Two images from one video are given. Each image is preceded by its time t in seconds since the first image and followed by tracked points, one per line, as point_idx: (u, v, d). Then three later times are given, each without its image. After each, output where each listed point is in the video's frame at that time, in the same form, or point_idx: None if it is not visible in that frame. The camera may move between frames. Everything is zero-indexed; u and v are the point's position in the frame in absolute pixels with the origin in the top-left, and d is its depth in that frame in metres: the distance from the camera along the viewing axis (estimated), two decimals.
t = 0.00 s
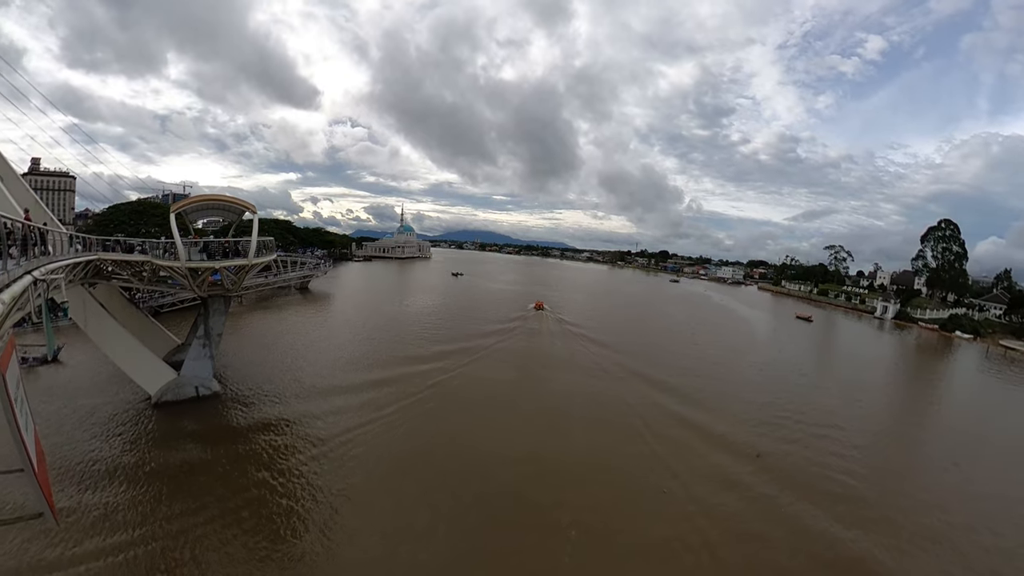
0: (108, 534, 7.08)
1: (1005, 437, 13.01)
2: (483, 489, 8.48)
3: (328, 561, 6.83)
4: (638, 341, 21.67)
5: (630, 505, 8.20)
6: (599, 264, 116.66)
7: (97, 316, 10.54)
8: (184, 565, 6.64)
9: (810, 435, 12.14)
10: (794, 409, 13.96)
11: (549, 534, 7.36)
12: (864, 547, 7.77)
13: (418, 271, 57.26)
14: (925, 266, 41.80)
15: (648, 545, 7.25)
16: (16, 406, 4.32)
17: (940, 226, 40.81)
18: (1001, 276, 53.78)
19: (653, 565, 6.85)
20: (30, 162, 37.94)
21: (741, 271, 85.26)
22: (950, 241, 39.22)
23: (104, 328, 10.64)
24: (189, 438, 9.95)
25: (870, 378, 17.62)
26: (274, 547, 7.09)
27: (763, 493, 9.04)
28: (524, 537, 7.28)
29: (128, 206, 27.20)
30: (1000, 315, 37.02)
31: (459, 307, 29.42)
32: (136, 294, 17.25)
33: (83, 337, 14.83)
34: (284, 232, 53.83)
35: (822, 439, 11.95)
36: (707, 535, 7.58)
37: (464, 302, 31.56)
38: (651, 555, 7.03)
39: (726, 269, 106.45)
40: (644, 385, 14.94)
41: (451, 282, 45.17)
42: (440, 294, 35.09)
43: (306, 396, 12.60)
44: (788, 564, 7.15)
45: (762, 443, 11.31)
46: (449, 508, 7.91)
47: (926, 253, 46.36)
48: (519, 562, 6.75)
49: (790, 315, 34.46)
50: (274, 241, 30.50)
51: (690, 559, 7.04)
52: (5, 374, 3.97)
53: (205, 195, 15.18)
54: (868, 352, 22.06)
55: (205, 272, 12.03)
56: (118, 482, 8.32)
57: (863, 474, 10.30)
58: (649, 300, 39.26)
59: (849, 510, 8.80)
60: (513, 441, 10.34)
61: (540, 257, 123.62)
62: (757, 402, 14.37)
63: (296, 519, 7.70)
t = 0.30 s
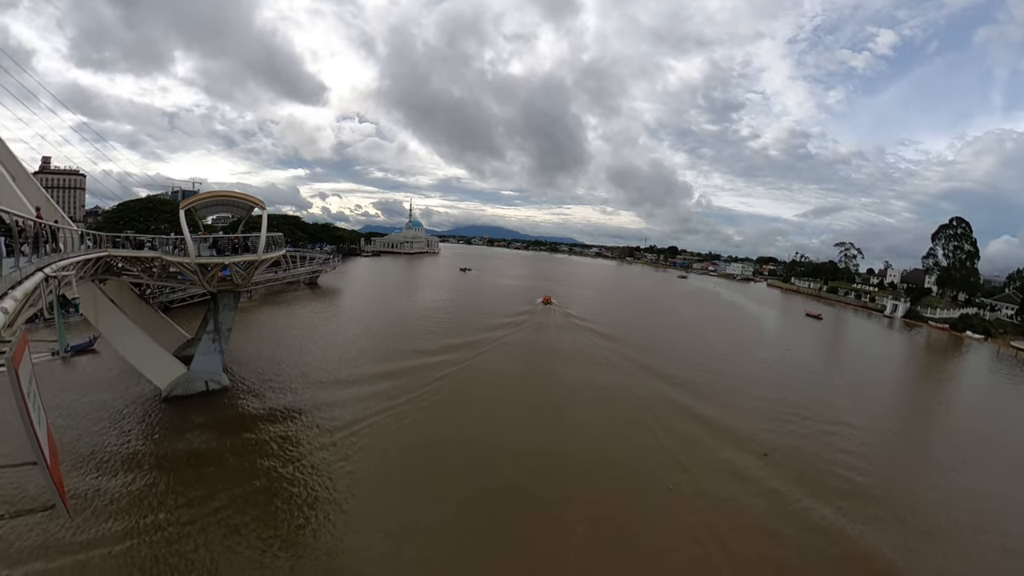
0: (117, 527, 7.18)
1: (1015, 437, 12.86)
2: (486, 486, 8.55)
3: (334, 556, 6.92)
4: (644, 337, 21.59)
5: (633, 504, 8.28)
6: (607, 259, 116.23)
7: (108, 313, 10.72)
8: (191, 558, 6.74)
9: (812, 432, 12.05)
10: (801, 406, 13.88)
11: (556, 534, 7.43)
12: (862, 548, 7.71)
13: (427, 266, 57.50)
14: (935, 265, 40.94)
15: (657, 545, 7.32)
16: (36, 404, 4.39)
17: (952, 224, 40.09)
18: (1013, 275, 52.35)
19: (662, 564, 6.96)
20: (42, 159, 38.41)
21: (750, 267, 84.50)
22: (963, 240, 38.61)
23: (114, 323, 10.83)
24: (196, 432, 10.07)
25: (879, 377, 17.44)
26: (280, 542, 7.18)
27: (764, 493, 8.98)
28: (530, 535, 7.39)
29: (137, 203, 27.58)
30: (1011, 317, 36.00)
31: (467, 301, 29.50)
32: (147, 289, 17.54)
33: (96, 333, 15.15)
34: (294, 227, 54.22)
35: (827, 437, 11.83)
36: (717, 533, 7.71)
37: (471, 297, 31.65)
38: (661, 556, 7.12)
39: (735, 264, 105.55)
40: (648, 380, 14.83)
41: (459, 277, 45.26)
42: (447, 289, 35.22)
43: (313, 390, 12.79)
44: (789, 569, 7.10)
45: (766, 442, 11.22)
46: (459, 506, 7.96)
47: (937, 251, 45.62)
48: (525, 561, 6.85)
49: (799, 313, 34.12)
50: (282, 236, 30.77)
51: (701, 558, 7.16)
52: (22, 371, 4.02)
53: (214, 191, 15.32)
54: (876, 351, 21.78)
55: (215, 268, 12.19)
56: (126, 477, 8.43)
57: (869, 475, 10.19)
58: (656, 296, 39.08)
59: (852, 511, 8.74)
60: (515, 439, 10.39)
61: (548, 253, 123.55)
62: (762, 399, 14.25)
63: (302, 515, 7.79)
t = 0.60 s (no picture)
0: (127, 520, 7.27)
1: None
2: (489, 480, 8.56)
3: (341, 550, 6.95)
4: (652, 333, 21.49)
5: (638, 499, 8.28)
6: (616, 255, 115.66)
7: (119, 308, 10.92)
8: (200, 551, 6.81)
9: (818, 430, 11.95)
10: (809, 403, 13.82)
11: (561, 528, 7.45)
12: (866, 547, 7.65)
13: (434, 261, 57.69)
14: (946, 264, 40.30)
15: (662, 542, 7.31)
16: (49, 399, 4.39)
17: (964, 222, 39.36)
18: None
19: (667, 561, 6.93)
20: (54, 157, 39.05)
21: (760, 264, 83.64)
22: (975, 238, 37.79)
23: (125, 319, 11.03)
24: (206, 427, 10.19)
25: (888, 375, 17.29)
26: (287, 535, 7.23)
27: (768, 490, 8.94)
28: (536, 528, 7.42)
29: (148, 200, 27.98)
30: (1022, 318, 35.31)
31: (475, 296, 29.60)
32: (157, 285, 17.83)
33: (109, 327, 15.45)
34: (303, 223, 54.71)
35: (834, 434, 11.75)
36: (723, 529, 7.70)
37: (479, 292, 31.75)
38: (665, 553, 7.10)
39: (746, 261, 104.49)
40: (654, 377, 14.79)
41: (467, 272, 45.41)
42: (455, 284, 35.32)
43: (321, 384, 12.89)
44: (792, 568, 7.05)
45: (771, 439, 11.14)
46: (464, 501, 7.98)
47: (949, 249, 44.83)
48: (529, 556, 6.88)
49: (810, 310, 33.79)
50: (291, 231, 31.03)
51: (706, 555, 7.15)
52: (36, 366, 4.01)
53: (224, 187, 15.46)
54: (886, 349, 21.46)
55: (224, 263, 12.33)
56: (137, 471, 8.54)
57: (875, 473, 10.09)
58: (664, 292, 38.88)
59: (857, 509, 8.66)
60: (520, 432, 10.42)
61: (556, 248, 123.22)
62: (769, 396, 14.14)
63: (309, 509, 7.82)
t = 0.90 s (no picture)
0: (135, 513, 7.42)
1: None
2: (494, 477, 8.63)
3: (344, 544, 7.05)
4: (658, 329, 21.39)
5: (643, 498, 8.25)
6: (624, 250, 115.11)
7: (129, 304, 11.08)
8: (207, 544, 6.93)
9: (826, 429, 11.83)
10: (816, 400, 13.78)
11: (567, 527, 7.44)
12: (870, 544, 7.65)
13: (441, 256, 57.82)
14: (958, 262, 39.66)
15: (670, 543, 7.26)
16: (63, 393, 4.48)
17: (976, 220, 38.70)
18: None
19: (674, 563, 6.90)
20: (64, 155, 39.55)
21: (769, 260, 82.81)
22: (987, 237, 37.22)
23: (136, 314, 11.21)
24: (214, 422, 10.33)
25: (896, 374, 17.14)
26: (292, 529, 7.34)
27: (773, 489, 8.88)
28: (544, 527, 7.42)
29: (157, 196, 28.32)
30: None
31: (483, 292, 29.72)
32: (168, 280, 18.11)
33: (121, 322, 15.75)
34: (311, 218, 55.04)
35: (840, 432, 11.73)
36: (728, 529, 7.67)
37: (486, 287, 31.85)
38: (672, 553, 7.07)
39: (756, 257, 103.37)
40: (660, 373, 14.72)
41: (474, 267, 45.57)
42: (463, 280, 35.48)
43: (328, 380, 13.05)
44: (796, 562, 7.11)
45: (778, 438, 11.04)
46: (467, 498, 8.02)
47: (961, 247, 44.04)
48: (533, 552, 6.91)
49: (819, 307, 33.46)
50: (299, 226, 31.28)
51: (713, 554, 7.12)
52: (47, 361, 4.08)
53: (233, 183, 15.60)
54: (895, 348, 21.19)
55: (234, 259, 12.48)
56: (146, 466, 8.68)
57: (884, 474, 9.96)
58: (671, 288, 38.67)
59: (865, 510, 8.58)
60: (525, 429, 10.49)
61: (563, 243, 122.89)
62: (776, 393, 14.06)
63: (313, 503, 7.93)
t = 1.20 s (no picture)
0: (140, 507, 7.45)
1: None
2: (499, 471, 8.70)
3: (349, 539, 7.09)
4: (665, 324, 21.29)
5: (648, 495, 8.24)
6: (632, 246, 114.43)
7: (139, 299, 11.25)
8: (213, 538, 6.98)
9: (836, 428, 11.70)
10: (822, 397, 13.74)
11: (572, 522, 7.45)
12: (874, 540, 7.67)
13: (449, 251, 57.92)
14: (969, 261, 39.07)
15: (678, 542, 7.21)
16: (74, 388, 4.49)
17: (988, 218, 38.03)
18: None
19: (681, 561, 6.85)
20: (69, 157, 40.09)
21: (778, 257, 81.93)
22: (999, 236, 36.59)
23: (145, 310, 11.38)
24: (224, 415, 10.48)
25: (904, 372, 17.01)
26: (297, 524, 7.36)
27: (779, 487, 8.80)
28: (552, 524, 7.42)
29: (166, 193, 28.74)
30: None
31: (491, 286, 29.81)
32: (177, 275, 18.37)
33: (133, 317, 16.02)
34: (319, 214, 55.40)
35: (846, 429, 11.70)
36: (737, 528, 7.61)
37: (493, 282, 31.91)
38: (679, 552, 7.02)
39: (766, 253, 102.09)
40: (667, 370, 14.64)
41: (482, 262, 45.62)
42: (470, 275, 35.58)
43: (334, 374, 13.13)
44: (799, 556, 7.16)
45: (783, 435, 10.99)
46: (473, 494, 8.03)
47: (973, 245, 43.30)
48: (539, 548, 6.92)
49: (827, 305, 33.13)
50: (307, 222, 31.52)
51: (722, 553, 7.07)
52: (59, 356, 4.10)
53: (241, 179, 15.69)
54: (904, 346, 20.97)
55: (243, 254, 12.59)
56: (152, 460, 8.74)
57: (893, 474, 9.82)
58: (679, 284, 38.47)
59: (875, 509, 8.51)
60: (530, 423, 10.55)
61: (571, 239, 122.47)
62: (783, 390, 14.01)
63: (318, 498, 7.97)
